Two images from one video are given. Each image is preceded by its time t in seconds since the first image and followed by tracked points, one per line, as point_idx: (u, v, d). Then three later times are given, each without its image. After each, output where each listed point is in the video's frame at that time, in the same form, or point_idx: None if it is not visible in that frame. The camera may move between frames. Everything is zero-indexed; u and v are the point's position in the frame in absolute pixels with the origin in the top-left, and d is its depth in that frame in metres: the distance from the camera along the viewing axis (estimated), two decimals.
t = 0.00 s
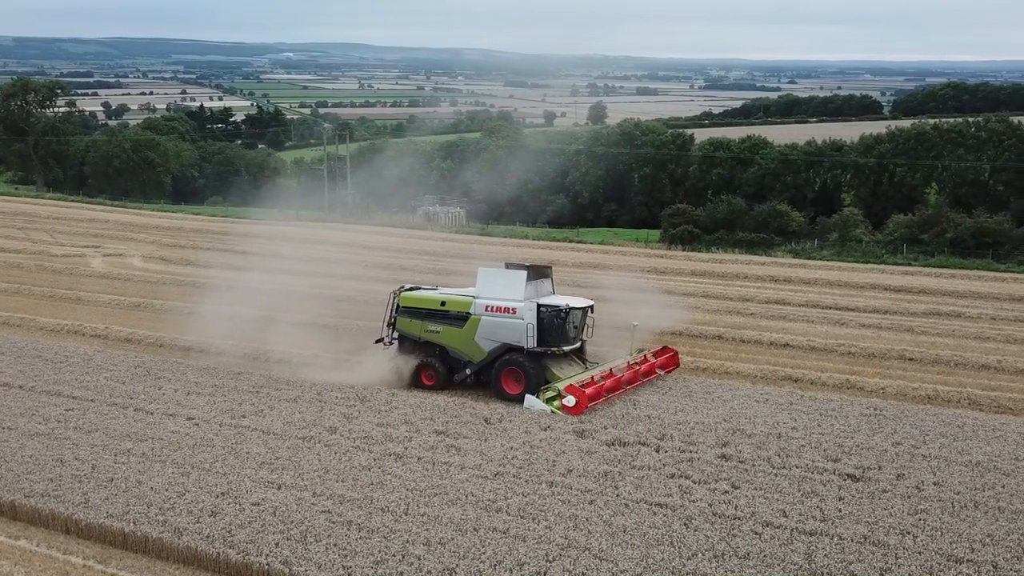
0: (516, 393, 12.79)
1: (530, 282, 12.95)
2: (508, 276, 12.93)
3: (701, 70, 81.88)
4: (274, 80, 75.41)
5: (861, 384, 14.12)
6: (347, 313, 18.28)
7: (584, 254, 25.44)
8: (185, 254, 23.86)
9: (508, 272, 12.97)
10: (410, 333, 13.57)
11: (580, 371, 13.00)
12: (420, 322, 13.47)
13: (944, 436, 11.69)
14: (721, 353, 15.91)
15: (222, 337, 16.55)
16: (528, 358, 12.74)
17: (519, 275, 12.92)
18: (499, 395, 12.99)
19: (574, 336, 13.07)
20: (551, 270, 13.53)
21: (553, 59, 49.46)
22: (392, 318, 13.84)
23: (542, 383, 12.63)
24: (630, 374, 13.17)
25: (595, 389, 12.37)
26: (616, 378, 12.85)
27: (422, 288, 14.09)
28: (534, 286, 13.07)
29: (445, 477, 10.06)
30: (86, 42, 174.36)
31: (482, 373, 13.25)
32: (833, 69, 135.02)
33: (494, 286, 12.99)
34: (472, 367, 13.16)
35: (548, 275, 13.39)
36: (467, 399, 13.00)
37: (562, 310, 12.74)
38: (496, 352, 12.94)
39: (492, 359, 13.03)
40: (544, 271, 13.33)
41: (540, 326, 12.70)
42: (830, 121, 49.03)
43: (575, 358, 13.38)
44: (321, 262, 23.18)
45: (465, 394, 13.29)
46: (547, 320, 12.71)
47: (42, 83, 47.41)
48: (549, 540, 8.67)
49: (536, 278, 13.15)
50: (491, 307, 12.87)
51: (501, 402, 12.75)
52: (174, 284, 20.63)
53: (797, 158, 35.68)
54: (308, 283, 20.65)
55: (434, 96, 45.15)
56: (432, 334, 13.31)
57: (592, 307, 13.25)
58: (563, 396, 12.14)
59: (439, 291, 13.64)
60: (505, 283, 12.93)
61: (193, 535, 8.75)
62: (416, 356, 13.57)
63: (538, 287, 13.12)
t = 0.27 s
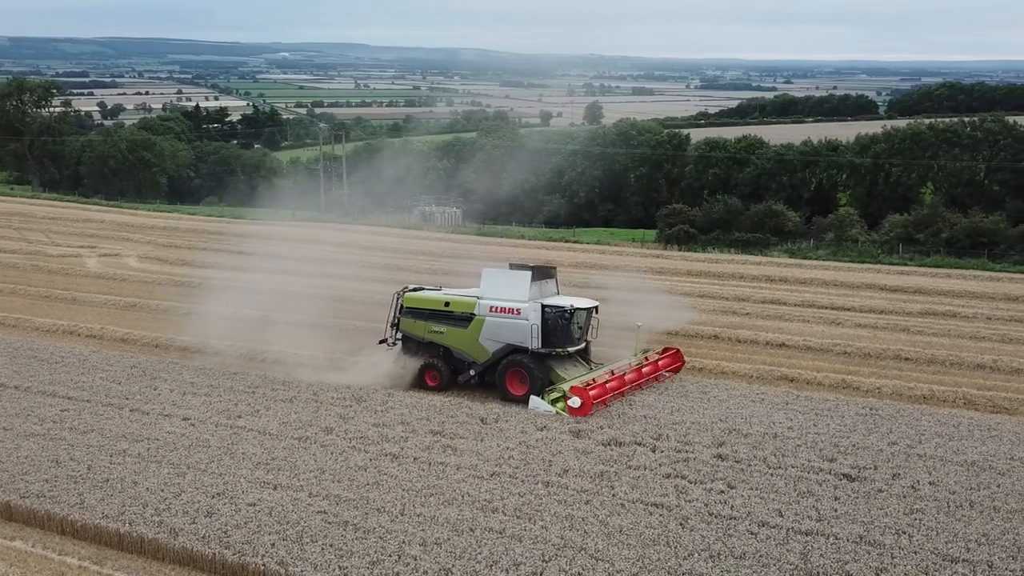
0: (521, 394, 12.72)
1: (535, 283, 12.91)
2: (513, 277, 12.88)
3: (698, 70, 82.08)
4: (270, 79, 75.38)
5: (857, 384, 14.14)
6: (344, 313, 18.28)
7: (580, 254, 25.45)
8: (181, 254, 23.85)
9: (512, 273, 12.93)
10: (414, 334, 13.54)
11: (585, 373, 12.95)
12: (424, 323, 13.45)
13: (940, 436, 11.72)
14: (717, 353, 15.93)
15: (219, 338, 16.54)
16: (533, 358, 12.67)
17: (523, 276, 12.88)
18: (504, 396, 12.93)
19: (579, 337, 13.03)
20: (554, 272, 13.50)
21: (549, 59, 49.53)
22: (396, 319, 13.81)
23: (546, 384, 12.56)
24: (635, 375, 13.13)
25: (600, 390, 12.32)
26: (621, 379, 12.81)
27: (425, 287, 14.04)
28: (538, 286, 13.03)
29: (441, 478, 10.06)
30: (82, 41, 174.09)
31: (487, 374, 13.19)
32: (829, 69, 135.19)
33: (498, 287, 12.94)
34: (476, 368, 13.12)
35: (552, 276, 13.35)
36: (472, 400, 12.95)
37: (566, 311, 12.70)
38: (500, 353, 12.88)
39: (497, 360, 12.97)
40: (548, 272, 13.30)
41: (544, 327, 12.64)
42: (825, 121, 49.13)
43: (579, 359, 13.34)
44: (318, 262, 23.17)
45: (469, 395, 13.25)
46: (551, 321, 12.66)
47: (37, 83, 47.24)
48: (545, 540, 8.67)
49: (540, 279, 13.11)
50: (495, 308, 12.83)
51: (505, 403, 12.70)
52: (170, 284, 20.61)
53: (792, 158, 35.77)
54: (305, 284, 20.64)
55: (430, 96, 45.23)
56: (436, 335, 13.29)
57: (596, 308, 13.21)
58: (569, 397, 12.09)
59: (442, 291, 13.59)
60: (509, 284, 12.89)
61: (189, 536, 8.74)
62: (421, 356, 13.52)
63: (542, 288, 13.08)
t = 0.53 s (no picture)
0: (521, 396, 12.65)
1: (536, 284, 12.84)
2: (514, 278, 12.81)
3: (691, 70, 82.29)
4: (262, 79, 75.25)
5: (848, 384, 14.19)
6: (337, 314, 18.25)
7: (573, 254, 25.47)
8: (173, 255, 23.80)
9: (513, 274, 12.85)
10: (414, 335, 13.45)
11: (586, 374, 12.91)
12: (425, 324, 13.36)
13: (932, 436, 11.76)
14: (710, 353, 15.96)
15: (212, 339, 16.49)
16: (534, 360, 12.60)
17: (524, 277, 12.80)
18: (505, 398, 12.86)
19: (580, 338, 12.96)
20: (555, 272, 13.43)
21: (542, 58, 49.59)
22: (396, 320, 13.72)
23: (547, 386, 12.50)
24: (637, 376, 13.08)
25: (602, 391, 12.28)
26: (622, 380, 12.76)
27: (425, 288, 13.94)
28: (540, 287, 12.95)
29: (434, 478, 10.05)
30: (73, 41, 173.52)
31: (487, 375, 13.11)
32: (820, 69, 135.47)
33: (499, 288, 12.86)
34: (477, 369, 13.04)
35: (553, 277, 13.28)
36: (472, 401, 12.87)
37: (568, 311, 12.62)
38: (501, 354, 12.82)
39: (498, 361, 12.91)
40: (549, 273, 13.24)
41: (545, 328, 12.57)
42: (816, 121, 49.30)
43: (580, 360, 13.28)
44: (310, 262, 23.14)
45: (469, 396, 13.18)
46: (553, 322, 12.58)
47: (28, 83, 47.16)
48: (538, 540, 8.67)
49: (541, 280, 13.05)
50: (496, 309, 12.74)
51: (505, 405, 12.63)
52: (162, 284, 20.56)
53: (784, 157, 35.88)
54: (297, 284, 20.60)
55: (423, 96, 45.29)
56: (436, 336, 13.21)
57: (598, 309, 13.14)
58: (570, 398, 12.04)
59: (442, 292, 13.50)
60: (511, 285, 12.80)
61: (181, 537, 8.72)
62: (421, 358, 13.44)
63: (543, 288, 13.00)
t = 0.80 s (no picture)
0: (518, 397, 12.62)
1: (533, 285, 12.83)
2: (511, 279, 12.79)
3: (680, 70, 82.49)
4: (251, 79, 75.08)
5: (837, 383, 14.25)
6: (327, 314, 18.22)
7: (562, 254, 25.50)
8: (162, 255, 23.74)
9: (510, 274, 12.83)
10: (410, 336, 13.35)
11: (584, 375, 12.90)
12: (421, 325, 13.27)
13: (920, 435, 11.82)
14: (700, 352, 16.00)
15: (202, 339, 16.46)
16: (531, 361, 12.58)
17: (521, 277, 12.78)
18: (501, 399, 12.83)
19: (577, 339, 12.94)
20: (552, 274, 13.42)
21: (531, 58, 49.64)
22: (392, 321, 13.64)
23: (544, 387, 12.47)
24: (635, 378, 13.07)
25: (600, 393, 12.26)
26: (620, 382, 12.75)
27: (421, 289, 13.88)
28: (537, 288, 12.95)
29: (424, 479, 10.05)
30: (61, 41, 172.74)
31: (484, 377, 13.07)
32: (809, 70, 135.87)
33: (496, 288, 12.84)
34: (473, 371, 12.97)
35: (550, 278, 13.28)
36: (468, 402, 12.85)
37: (565, 312, 12.60)
38: (498, 355, 12.76)
39: (494, 362, 12.85)
40: (546, 274, 13.23)
41: (542, 329, 12.55)
42: (805, 121, 49.51)
43: (577, 361, 13.25)
44: (299, 262, 23.11)
45: (466, 398, 13.15)
46: (549, 322, 12.56)
47: (15, 83, 47.05)
48: (528, 541, 8.68)
49: (538, 280, 13.03)
50: (493, 309, 12.72)
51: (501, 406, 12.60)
52: (150, 285, 20.48)
53: (773, 157, 36.03)
54: (286, 284, 20.56)
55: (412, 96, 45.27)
56: (433, 337, 13.12)
57: (595, 310, 13.12)
58: (568, 400, 12.03)
59: (439, 293, 13.46)
60: (508, 285, 12.78)
61: (170, 539, 8.70)
62: (417, 359, 13.39)
63: (540, 289, 12.98)
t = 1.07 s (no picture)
0: (514, 398, 12.60)
1: (528, 285, 12.80)
2: (506, 279, 12.77)
3: (667, 70, 82.73)
4: (237, 79, 74.77)
5: (823, 381, 14.33)
6: (314, 314, 18.16)
7: (549, 254, 25.52)
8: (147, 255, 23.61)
9: (505, 275, 12.81)
10: (406, 336, 13.34)
11: (580, 375, 12.85)
12: (416, 326, 13.26)
13: (906, 433, 11.90)
14: (687, 352, 16.04)
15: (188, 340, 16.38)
16: (527, 362, 12.55)
17: (517, 278, 12.76)
18: (496, 400, 12.80)
19: (572, 339, 12.93)
20: (548, 274, 13.40)
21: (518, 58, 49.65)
22: (387, 321, 13.61)
23: (540, 388, 12.44)
24: (631, 377, 13.03)
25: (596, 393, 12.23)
26: (616, 381, 12.71)
27: (416, 290, 13.86)
28: (532, 289, 12.92)
29: (411, 479, 10.05)
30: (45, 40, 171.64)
31: (479, 378, 13.04)
32: (795, 72, 136.41)
33: (492, 289, 12.83)
34: (468, 372, 12.95)
35: (545, 278, 13.25)
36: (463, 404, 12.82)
37: (560, 312, 12.59)
38: (493, 356, 12.73)
39: (490, 363, 12.81)
40: (541, 274, 13.20)
41: (537, 329, 12.55)
42: (790, 121, 49.73)
43: (573, 362, 13.21)
44: (286, 262, 23.04)
45: (461, 399, 13.12)
46: (545, 322, 12.56)
47: None
48: (516, 540, 8.68)
49: (533, 281, 13.01)
50: (488, 310, 12.70)
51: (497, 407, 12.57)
52: (136, 285, 20.38)
53: (759, 157, 36.21)
54: (273, 285, 20.48)
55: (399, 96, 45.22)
56: (428, 338, 13.11)
57: (591, 310, 13.11)
58: (564, 400, 11.98)
59: (433, 293, 13.44)
60: (503, 286, 12.77)
61: (156, 540, 8.66)
62: (412, 360, 13.34)
63: (536, 290, 12.97)
